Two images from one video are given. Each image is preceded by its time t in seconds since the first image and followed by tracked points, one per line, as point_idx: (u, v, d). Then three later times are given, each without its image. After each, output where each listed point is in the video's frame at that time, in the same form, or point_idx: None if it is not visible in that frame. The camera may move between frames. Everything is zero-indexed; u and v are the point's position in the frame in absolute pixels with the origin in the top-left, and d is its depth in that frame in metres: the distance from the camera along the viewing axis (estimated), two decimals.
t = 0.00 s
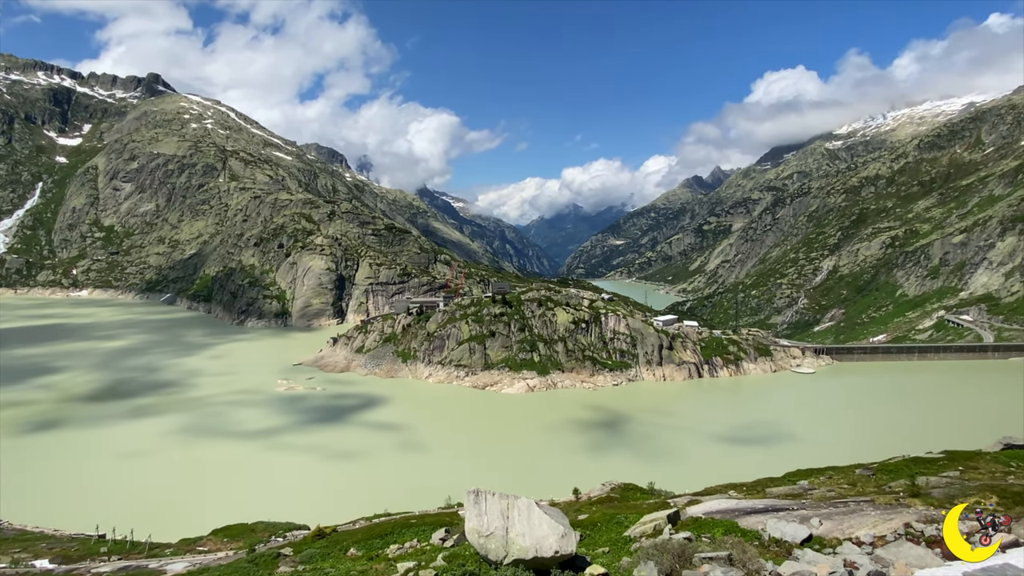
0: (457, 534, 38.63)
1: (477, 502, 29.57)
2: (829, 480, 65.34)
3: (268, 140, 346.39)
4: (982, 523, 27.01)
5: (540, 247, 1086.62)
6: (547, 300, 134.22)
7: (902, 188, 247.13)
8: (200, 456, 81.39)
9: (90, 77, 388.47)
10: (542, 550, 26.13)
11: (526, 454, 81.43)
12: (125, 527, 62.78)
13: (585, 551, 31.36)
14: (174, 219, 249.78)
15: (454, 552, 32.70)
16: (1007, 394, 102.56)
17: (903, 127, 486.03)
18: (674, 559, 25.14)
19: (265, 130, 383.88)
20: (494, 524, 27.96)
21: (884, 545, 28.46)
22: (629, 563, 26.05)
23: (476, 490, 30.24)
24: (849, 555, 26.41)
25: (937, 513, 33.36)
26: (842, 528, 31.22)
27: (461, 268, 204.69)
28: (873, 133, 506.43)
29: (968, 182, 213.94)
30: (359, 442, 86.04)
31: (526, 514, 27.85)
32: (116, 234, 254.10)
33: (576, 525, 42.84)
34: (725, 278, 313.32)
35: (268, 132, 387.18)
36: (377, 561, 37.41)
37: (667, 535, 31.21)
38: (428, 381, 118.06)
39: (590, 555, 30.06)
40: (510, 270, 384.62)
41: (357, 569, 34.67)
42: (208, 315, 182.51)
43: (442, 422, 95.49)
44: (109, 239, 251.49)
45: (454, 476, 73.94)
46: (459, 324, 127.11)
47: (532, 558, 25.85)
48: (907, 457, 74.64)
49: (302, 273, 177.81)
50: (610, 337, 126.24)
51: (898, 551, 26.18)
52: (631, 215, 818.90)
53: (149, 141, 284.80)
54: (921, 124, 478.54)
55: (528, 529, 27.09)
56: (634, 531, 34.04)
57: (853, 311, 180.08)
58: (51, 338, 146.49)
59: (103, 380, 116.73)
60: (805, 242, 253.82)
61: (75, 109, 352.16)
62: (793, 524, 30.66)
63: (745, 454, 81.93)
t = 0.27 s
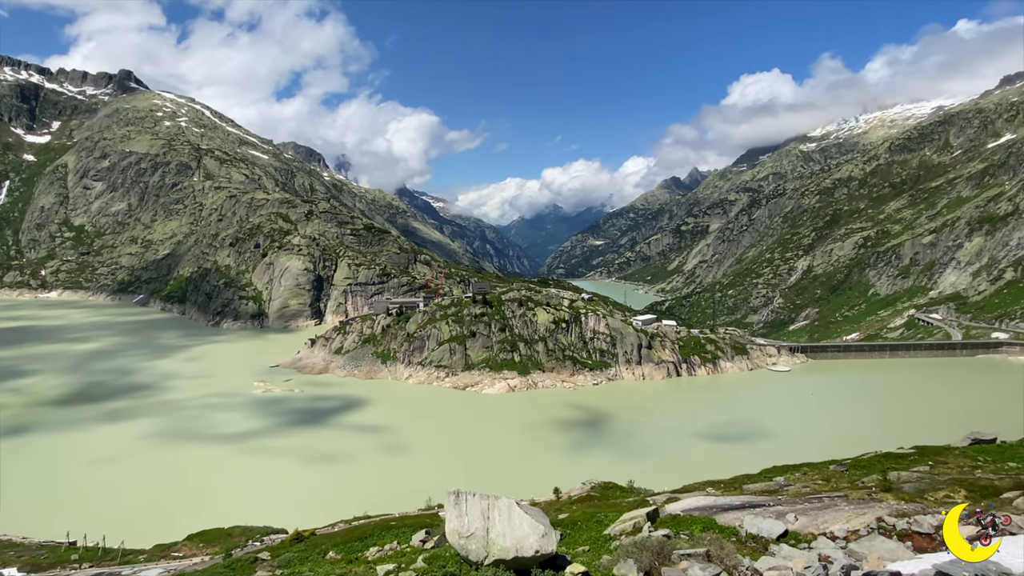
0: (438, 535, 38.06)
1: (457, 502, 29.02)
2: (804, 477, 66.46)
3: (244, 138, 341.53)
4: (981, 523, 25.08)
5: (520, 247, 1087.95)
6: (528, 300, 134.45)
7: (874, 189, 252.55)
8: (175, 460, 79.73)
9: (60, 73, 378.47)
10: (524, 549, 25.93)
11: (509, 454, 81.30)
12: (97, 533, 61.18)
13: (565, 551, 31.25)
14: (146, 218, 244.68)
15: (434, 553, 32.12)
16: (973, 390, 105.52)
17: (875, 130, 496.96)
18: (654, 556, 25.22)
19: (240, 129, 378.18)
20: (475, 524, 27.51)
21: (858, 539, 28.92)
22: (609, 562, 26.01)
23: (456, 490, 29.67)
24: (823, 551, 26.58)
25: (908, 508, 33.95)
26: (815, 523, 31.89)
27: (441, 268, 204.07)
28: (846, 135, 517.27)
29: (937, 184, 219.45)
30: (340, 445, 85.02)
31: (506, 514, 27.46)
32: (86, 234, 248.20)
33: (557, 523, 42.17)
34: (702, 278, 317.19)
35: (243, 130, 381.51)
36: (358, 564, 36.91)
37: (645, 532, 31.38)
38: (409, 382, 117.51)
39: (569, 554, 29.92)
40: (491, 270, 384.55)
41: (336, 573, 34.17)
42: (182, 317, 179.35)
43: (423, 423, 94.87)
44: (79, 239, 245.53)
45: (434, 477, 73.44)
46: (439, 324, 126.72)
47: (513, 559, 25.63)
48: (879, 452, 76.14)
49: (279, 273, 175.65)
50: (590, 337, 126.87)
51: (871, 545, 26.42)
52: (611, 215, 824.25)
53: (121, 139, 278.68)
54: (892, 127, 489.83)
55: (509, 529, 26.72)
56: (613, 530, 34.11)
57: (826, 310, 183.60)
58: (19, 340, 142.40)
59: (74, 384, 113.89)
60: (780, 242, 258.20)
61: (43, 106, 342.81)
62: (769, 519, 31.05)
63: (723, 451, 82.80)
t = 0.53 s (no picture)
0: (418, 537, 37.18)
1: (436, 503, 27.78)
2: (780, 473, 67.48)
3: (219, 137, 336.67)
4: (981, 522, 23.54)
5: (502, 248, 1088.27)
6: (508, 301, 134.57)
7: (847, 191, 257.86)
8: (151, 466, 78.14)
9: (28, 69, 368.68)
10: (504, 550, 24.96)
11: (491, 455, 81.35)
12: (67, 540, 59.70)
13: (545, 550, 30.24)
14: (119, 218, 239.60)
15: (415, 556, 31.11)
16: (943, 387, 108.22)
17: (848, 133, 507.85)
18: (633, 555, 24.64)
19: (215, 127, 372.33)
20: (455, 526, 26.44)
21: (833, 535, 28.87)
22: (590, 560, 25.18)
23: (436, 492, 28.39)
24: (799, 547, 26.07)
25: (881, 502, 33.93)
26: (792, 519, 31.42)
27: (421, 269, 203.49)
28: (820, 138, 527.68)
29: (908, 186, 224.75)
30: (321, 448, 84.16)
31: (487, 515, 26.41)
32: (56, 234, 242.11)
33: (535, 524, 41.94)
34: (681, 278, 320.76)
35: (219, 129, 375.96)
36: (336, 568, 36.32)
37: (625, 531, 30.76)
38: (388, 384, 116.79)
39: (550, 554, 28.99)
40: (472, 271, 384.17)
41: None
42: (156, 319, 176.06)
43: (405, 425, 94.38)
44: (49, 239, 239.33)
45: (415, 478, 73.13)
46: (419, 325, 126.15)
47: (494, 559, 24.70)
48: (852, 449, 77.61)
49: (256, 273, 173.37)
50: (571, 337, 127.45)
51: (845, 539, 26.39)
52: (591, 216, 829.01)
53: (92, 137, 272.61)
54: (864, 130, 500.92)
55: (490, 529, 25.68)
56: (593, 529, 33.60)
57: (801, 310, 186.80)
58: None
59: (42, 388, 110.98)
60: (757, 243, 262.17)
61: (10, 103, 333.36)
62: (746, 516, 30.81)
63: (702, 449, 83.77)
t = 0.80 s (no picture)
0: (399, 539, 36.30)
1: (417, 505, 27.02)
2: (757, 471, 68.43)
3: (195, 136, 331.39)
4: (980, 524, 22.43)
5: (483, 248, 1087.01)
6: (489, 301, 134.52)
7: (822, 193, 262.73)
8: (125, 472, 76.34)
9: None
10: (485, 551, 24.37)
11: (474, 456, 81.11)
12: (36, 548, 57.99)
13: (526, 550, 29.68)
14: (91, 218, 234.22)
15: (396, 558, 30.04)
16: (916, 385, 110.66)
17: (822, 136, 517.87)
18: (613, 553, 24.53)
19: (191, 125, 366.04)
20: (435, 527, 25.53)
21: (809, 531, 29.31)
22: (570, 560, 25.06)
23: (416, 494, 27.60)
24: (776, 543, 26.35)
25: (854, 498, 34.50)
26: (768, 515, 31.66)
27: (401, 269, 202.67)
28: (796, 141, 537.16)
29: (880, 189, 229.71)
30: (301, 451, 83.06)
31: (467, 517, 25.69)
32: (25, 234, 235.72)
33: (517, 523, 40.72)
34: (660, 278, 323.86)
35: (195, 127, 369.83)
36: (314, 572, 35.80)
37: (607, 530, 30.53)
38: (368, 385, 115.90)
39: (531, 554, 28.39)
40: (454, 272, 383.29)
41: None
42: (129, 321, 172.67)
43: (387, 427, 93.65)
44: (17, 238, 232.85)
45: (396, 481, 72.57)
46: (400, 326, 125.45)
47: (475, 561, 24.04)
48: (828, 446, 78.94)
49: (232, 274, 170.90)
50: (552, 337, 127.82)
51: (820, 535, 26.78)
52: (572, 217, 832.42)
53: (63, 135, 266.12)
54: (838, 133, 511.18)
55: (471, 530, 24.99)
56: (574, 529, 33.26)
57: (777, 310, 189.76)
58: None
59: (10, 392, 107.86)
60: (734, 244, 265.73)
61: None
62: (725, 513, 30.98)
63: (683, 447, 84.53)
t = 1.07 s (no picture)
0: (379, 542, 35.94)
1: (397, 507, 26.58)
2: (735, 469, 69.30)
3: (170, 134, 325.68)
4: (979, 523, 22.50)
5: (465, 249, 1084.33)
6: (471, 302, 134.32)
7: (798, 196, 267.21)
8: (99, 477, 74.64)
9: None
10: (466, 552, 24.00)
11: (457, 457, 80.78)
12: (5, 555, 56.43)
13: (507, 551, 29.45)
14: (62, 217, 228.75)
15: (376, 562, 29.54)
16: (890, 383, 112.94)
17: (798, 139, 526.92)
18: (594, 552, 24.57)
19: (166, 123, 359.41)
20: (416, 530, 25.26)
21: (785, 528, 29.74)
22: (551, 560, 25.06)
23: (397, 496, 27.02)
24: (754, 540, 26.75)
25: (830, 495, 35.03)
26: (747, 514, 32.09)
27: (382, 270, 201.60)
28: (773, 144, 545.66)
29: (855, 191, 234.35)
30: (281, 454, 82.04)
31: (449, 518, 25.46)
32: None
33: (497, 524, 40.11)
34: (640, 279, 326.46)
35: (170, 125, 363.32)
36: None
37: (587, 529, 30.51)
38: (348, 387, 114.96)
39: (511, 555, 28.22)
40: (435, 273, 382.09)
41: None
42: (102, 322, 169.27)
43: (370, 429, 92.89)
44: None
45: (378, 484, 71.99)
46: (380, 327, 124.64)
47: (456, 563, 23.65)
48: (804, 444, 80.21)
49: (209, 275, 168.33)
50: (533, 338, 128.04)
51: (796, 533, 27.19)
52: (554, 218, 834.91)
53: (33, 132, 259.53)
54: (813, 137, 520.38)
55: (452, 533, 24.71)
56: (554, 529, 33.11)
57: (755, 310, 192.44)
58: None
59: None
60: (713, 245, 268.98)
61: None
62: (703, 512, 31.28)
63: (664, 446, 85.22)
